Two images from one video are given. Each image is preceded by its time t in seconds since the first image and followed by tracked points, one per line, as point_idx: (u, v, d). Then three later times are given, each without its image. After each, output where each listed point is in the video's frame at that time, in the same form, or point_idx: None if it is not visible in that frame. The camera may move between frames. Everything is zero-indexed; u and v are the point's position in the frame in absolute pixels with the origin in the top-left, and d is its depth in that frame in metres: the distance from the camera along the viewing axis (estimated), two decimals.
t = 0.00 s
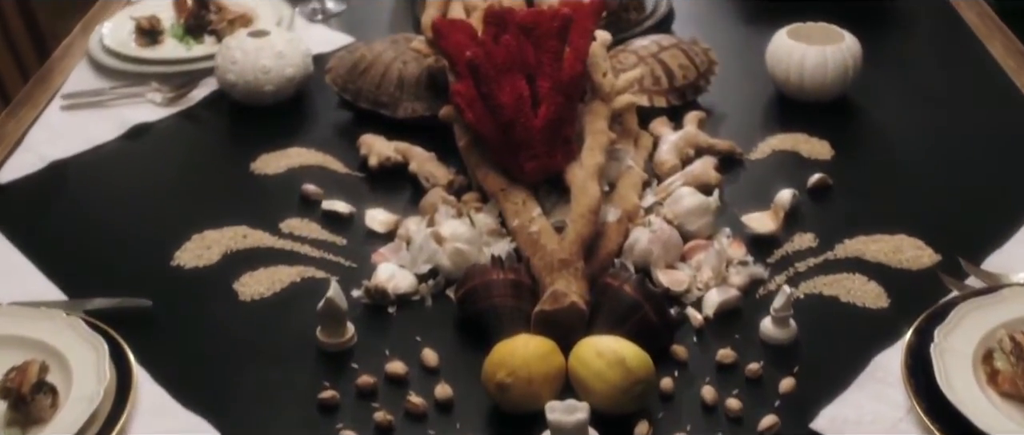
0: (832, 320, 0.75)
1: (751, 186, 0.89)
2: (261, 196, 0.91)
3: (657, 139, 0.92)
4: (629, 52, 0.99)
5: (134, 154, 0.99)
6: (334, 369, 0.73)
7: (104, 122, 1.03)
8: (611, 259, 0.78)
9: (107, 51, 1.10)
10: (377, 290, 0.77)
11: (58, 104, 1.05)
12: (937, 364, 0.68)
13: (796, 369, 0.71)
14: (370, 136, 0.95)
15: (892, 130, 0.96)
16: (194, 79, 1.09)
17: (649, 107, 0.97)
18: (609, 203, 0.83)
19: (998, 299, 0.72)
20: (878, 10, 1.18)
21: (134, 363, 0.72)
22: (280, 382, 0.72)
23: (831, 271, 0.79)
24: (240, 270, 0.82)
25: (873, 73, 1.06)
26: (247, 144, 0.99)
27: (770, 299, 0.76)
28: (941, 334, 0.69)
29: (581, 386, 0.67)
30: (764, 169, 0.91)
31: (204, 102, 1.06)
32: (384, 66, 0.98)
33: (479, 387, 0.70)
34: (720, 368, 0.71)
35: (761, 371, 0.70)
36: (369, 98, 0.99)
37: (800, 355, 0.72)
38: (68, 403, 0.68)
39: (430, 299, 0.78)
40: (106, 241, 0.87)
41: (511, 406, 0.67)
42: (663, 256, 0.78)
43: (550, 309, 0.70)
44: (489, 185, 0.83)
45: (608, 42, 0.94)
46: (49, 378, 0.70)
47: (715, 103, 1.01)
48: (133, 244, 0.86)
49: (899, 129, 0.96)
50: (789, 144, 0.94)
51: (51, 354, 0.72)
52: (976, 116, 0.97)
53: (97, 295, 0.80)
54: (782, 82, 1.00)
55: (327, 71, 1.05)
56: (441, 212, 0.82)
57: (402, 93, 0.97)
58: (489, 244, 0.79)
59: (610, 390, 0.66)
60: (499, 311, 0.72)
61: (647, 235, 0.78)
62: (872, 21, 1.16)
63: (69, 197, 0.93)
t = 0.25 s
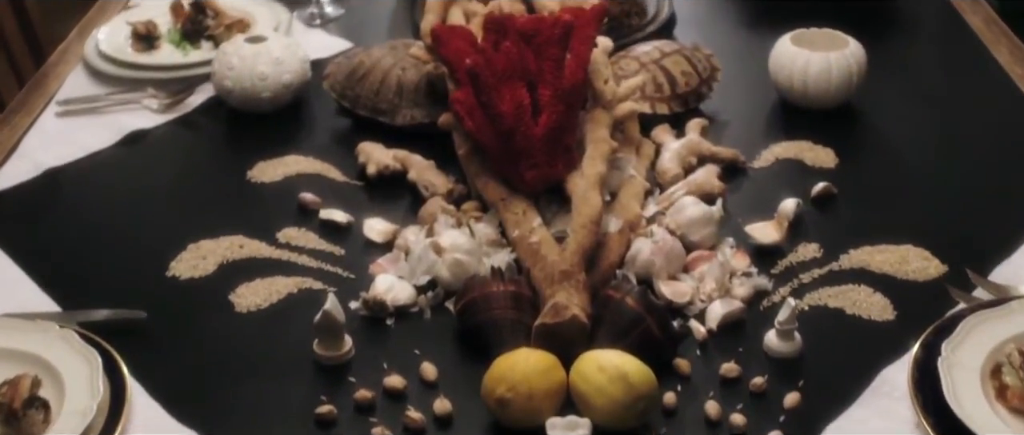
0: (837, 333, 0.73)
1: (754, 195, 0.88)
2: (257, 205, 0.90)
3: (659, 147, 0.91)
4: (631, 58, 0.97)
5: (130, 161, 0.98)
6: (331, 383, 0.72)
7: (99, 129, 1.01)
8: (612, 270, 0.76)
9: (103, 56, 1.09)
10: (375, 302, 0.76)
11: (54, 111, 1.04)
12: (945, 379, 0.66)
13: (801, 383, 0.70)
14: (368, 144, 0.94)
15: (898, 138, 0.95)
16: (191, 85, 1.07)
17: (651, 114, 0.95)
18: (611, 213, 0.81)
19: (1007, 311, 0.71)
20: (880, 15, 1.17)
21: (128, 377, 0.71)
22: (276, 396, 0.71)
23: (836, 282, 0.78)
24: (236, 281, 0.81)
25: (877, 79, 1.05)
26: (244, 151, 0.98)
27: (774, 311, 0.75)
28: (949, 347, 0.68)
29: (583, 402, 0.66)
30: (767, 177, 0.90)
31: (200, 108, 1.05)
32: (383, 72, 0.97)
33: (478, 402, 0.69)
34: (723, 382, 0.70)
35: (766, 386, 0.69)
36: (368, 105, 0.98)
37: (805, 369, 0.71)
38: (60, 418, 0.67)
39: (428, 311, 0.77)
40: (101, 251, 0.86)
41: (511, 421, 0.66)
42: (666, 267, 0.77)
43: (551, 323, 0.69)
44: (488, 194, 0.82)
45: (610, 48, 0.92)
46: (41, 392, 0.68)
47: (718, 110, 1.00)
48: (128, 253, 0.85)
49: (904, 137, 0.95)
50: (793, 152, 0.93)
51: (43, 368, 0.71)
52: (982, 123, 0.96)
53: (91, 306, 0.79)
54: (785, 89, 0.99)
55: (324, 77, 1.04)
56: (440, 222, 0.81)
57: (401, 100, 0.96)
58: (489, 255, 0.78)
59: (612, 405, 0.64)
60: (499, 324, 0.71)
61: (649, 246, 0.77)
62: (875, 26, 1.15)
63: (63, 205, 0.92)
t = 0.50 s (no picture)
0: (842, 345, 0.72)
1: (757, 204, 0.87)
2: (255, 214, 0.89)
3: (661, 155, 0.90)
4: (632, 64, 0.96)
5: (126, 169, 0.97)
6: (328, 397, 0.70)
7: (95, 136, 1.00)
8: (614, 282, 0.75)
9: (98, 61, 1.08)
10: (374, 314, 0.75)
11: (49, 117, 1.03)
12: (953, 395, 0.65)
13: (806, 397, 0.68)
14: (366, 152, 0.93)
15: (902, 145, 0.94)
16: (189, 91, 1.06)
17: (652, 121, 0.94)
18: (613, 222, 0.80)
19: (1015, 324, 0.69)
20: (884, 20, 1.16)
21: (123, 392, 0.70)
22: (273, 410, 0.70)
23: (841, 293, 0.77)
24: (232, 291, 0.80)
25: (881, 85, 1.03)
26: (241, 158, 0.97)
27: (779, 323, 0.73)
28: (956, 361, 0.67)
29: (584, 417, 0.64)
30: (771, 186, 0.89)
31: (197, 115, 1.04)
32: (381, 78, 0.96)
33: (478, 416, 0.68)
34: (727, 396, 0.69)
35: (770, 400, 0.68)
36: (366, 111, 0.96)
37: (810, 383, 0.70)
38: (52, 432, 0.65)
39: (427, 323, 0.76)
40: (96, 260, 0.85)
41: None
42: (668, 279, 0.76)
43: (552, 336, 0.68)
44: (488, 204, 0.81)
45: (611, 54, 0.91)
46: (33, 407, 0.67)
47: (721, 116, 0.99)
48: (123, 263, 0.84)
49: (909, 145, 0.94)
50: (797, 159, 0.92)
51: (36, 381, 0.69)
52: (988, 131, 0.95)
53: (85, 317, 0.78)
54: (789, 95, 0.97)
55: (323, 83, 1.03)
56: (439, 232, 0.80)
57: (400, 107, 0.95)
58: (488, 265, 0.77)
59: (614, 421, 0.63)
60: (499, 338, 0.70)
61: (651, 256, 0.76)
62: (879, 31, 1.14)
63: (58, 214, 0.90)
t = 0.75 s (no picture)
0: (848, 358, 0.71)
1: (760, 212, 0.85)
2: (252, 222, 0.87)
3: (663, 163, 0.89)
4: (633, 70, 0.95)
5: (122, 176, 0.96)
6: (326, 411, 0.69)
7: (90, 142, 0.99)
8: (616, 293, 0.74)
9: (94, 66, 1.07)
10: (372, 326, 0.73)
11: (44, 123, 1.01)
12: (960, 408, 0.64)
13: (811, 411, 0.67)
14: (365, 159, 0.92)
15: (907, 152, 0.93)
16: (185, 97, 1.05)
17: (654, 128, 0.93)
18: (614, 232, 0.79)
19: None
20: (888, 24, 1.15)
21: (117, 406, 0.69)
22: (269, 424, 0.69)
23: (846, 304, 0.76)
24: (228, 302, 0.79)
25: (885, 91, 1.02)
26: (239, 166, 0.95)
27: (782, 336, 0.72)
28: (964, 374, 0.66)
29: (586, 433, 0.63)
30: (774, 194, 0.88)
31: (194, 121, 1.03)
32: (380, 84, 0.95)
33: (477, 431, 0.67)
34: (731, 410, 0.67)
35: (775, 414, 0.67)
36: (365, 118, 0.95)
37: (815, 396, 0.68)
38: None
39: (426, 334, 0.75)
40: (90, 269, 0.83)
41: None
42: (671, 290, 0.75)
43: (553, 350, 0.67)
44: (489, 213, 0.80)
45: (612, 61, 0.90)
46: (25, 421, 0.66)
47: (723, 123, 0.98)
48: (118, 272, 0.83)
49: (913, 152, 0.93)
50: (801, 167, 0.91)
51: (28, 395, 0.68)
52: (993, 138, 0.94)
53: (78, 329, 0.77)
54: (792, 102, 0.96)
55: (321, 89, 1.02)
56: (438, 242, 0.79)
57: (398, 114, 0.94)
58: (488, 276, 0.76)
59: None
60: (499, 351, 0.69)
61: (653, 267, 0.75)
62: (882, 36, 1.13)
63: (52, 222, 0.89)
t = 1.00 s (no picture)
0: (854, 370, 0.70)
1: (764, 221, 0.84)
2: (249, 231, 0.86)
3: (665, 171, 0.87)
4: (635, 76, 0.94)
5: (118, 184, 0.94)
6: (323, 425, 0.68)
7: (86, 149, 0.98)
8: (617, 304, 0.73)
9: (89, 71, 1.06)
10: (370, 338, 0.72)
11: (39, 129, 1.00)
12: (968, 423, 0.62)
13: (816, 426, 0.66)
14: (363, 167, 0.91)
15: (912, 159, 0.92)
16: (182, 103, 1.04)
17: (656, 135, 0.92)
18: (616, 242, 0.78)
19: None
20: (891, 27, 1.14)
21: (111, 421, 0.67)
22: None
23: (851, 315, 0.75)
24: (224, 313, 0.78)
25: (889, 97, 1.01)
26: (235, 173, 0.94)
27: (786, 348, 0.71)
28: (972, 387, 0.64)
29: None
30: (778, 203, 0.87)
31: (191, 128, 1.01)
32: (379, 90, 0.94)
33: None
34: (735, 425, 0.66)
35: (780, 429, 0.66)
36: (363, 125, 0.94)
37: (821, 410, 0.67)
38: None
39: (425, 346, 0.74)
40: (84, 279, 0.82)
41: None
42: (673, 301, 0.74)
43: (553, 363, 0.66)
44: (488, 223, 0.79)
45: (614, 68, 0.89)
46: None
47: (726, 129, 0.97)
48: (112, 282, 0.82)
49: (918, 159, 0.92)
50: (804, 175, 0.90)
51: (21, 409, 0.67)
52: (999, 145, 0.93)
53: (72, 340, 0.76)
54: (795, 108, 0.95)
55: (319, 95, 1.01)
56: (437, 252, 0.78)
57: (397, 120, 0.93)
58: (488, 287, 0.75)
59: None
60: (499, 364, 0.68)
61: (655, 278, 0.73)
62: (886, 39, 1.12)
63: (46, 231, 0.88)
